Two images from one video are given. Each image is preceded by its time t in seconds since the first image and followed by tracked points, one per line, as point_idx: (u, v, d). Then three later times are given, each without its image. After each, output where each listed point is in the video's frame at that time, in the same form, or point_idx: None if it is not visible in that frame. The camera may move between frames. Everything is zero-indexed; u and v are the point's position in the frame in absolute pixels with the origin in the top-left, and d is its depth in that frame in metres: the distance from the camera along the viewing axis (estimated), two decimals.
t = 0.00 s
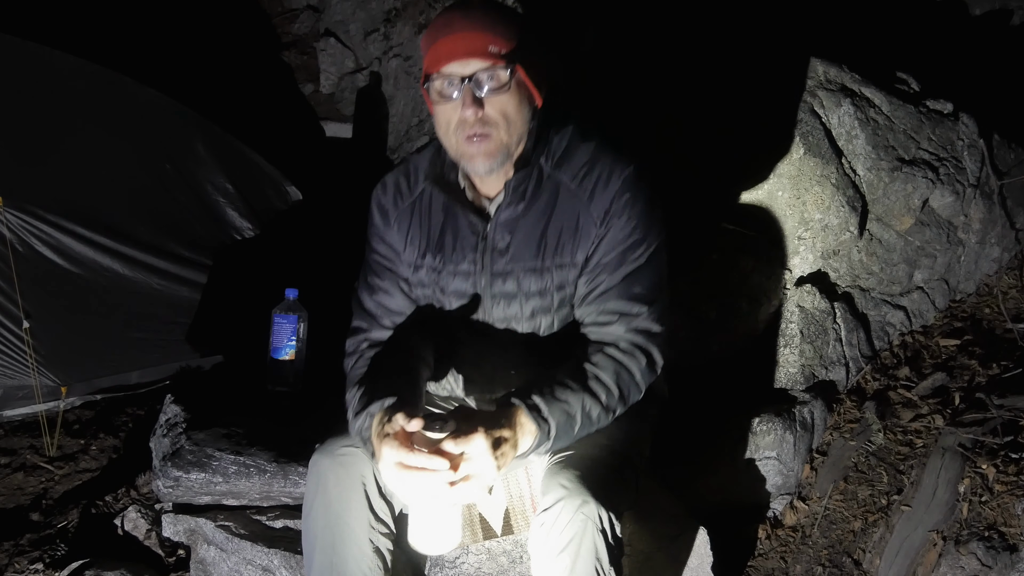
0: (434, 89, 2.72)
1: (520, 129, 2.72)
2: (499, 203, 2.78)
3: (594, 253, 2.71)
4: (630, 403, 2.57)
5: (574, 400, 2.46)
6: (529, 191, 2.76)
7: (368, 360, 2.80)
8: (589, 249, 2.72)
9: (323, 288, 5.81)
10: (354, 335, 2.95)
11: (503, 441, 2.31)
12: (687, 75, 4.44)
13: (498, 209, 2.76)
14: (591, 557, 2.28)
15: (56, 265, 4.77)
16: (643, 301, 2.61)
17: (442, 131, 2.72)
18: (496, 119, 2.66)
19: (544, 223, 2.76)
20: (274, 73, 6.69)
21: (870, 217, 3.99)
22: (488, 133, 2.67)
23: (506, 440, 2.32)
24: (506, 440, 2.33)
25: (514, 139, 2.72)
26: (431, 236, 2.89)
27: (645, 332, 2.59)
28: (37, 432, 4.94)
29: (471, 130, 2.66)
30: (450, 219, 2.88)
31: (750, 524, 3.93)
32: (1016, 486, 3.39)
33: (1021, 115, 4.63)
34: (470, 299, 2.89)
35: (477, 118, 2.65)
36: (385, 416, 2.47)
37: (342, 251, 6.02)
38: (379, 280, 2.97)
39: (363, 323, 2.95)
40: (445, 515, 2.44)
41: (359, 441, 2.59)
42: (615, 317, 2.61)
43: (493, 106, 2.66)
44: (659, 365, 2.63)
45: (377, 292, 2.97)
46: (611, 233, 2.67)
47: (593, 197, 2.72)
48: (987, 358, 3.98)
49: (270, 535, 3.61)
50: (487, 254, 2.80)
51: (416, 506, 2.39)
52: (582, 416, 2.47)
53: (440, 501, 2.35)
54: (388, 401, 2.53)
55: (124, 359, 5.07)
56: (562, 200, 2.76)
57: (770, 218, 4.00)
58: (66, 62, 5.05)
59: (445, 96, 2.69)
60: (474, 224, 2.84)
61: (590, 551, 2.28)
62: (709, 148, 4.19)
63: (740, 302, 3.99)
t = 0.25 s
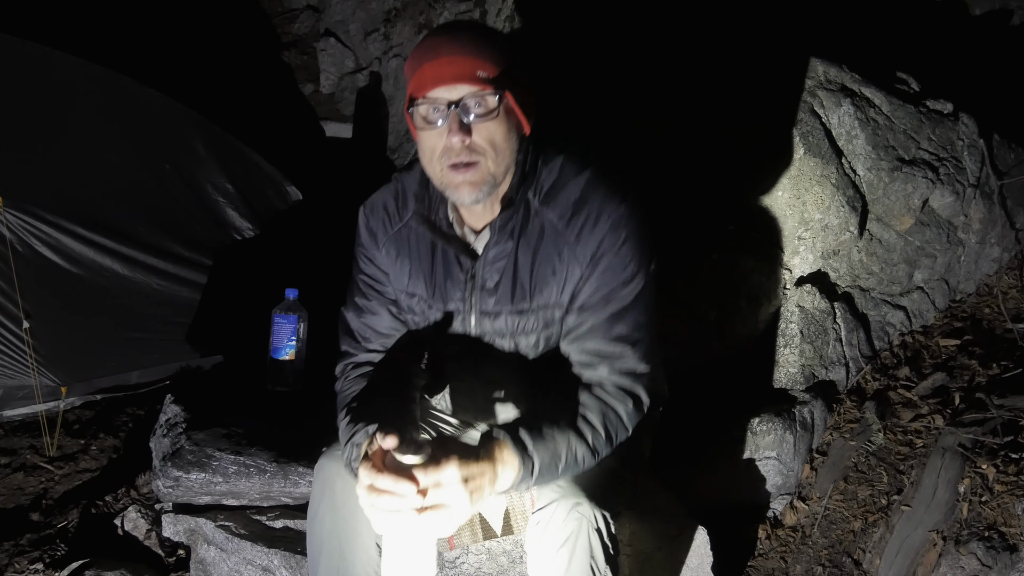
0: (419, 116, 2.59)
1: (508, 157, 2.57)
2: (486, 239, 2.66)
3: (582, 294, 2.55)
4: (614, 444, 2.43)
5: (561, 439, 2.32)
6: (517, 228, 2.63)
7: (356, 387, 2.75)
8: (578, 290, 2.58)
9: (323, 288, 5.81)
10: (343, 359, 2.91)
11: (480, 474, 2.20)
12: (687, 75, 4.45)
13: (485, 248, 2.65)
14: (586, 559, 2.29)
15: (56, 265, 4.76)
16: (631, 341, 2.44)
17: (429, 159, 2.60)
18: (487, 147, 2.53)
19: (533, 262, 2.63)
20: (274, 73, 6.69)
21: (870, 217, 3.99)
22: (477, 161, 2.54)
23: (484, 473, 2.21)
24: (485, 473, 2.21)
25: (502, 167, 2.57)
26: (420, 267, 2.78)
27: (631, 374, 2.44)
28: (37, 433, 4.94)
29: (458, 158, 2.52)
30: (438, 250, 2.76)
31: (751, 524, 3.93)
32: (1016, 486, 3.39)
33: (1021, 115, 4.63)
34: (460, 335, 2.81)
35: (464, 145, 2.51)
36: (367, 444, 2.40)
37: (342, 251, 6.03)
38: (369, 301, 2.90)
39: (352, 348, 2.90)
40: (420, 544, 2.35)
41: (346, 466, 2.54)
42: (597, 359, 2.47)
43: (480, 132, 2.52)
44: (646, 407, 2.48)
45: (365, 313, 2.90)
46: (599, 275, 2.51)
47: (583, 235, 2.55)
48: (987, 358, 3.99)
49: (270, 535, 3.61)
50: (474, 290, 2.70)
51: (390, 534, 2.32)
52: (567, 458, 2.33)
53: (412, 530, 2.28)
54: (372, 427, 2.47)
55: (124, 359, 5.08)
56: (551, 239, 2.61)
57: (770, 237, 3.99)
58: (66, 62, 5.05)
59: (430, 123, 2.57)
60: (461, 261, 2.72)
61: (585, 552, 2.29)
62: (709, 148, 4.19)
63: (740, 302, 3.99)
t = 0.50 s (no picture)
0: (412, 135, 2.60)
1: (504, 177, 2.59)
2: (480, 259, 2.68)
3: (575, 315, 2.61)
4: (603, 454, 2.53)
5: (551, 459, 2.37)
6: (511, 247, 2.65)
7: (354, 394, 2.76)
8: (571, 310, 2.62)
9: (323, 288, 5.81)
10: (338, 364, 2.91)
11: (463, 498, 2.23)
12: (688, 75, 4.43)
13: (479, 266, 2.67)
14: (572, 557, 2.34)
15: (56, 265, 4.76)
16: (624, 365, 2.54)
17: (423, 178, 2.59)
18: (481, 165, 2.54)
19: (526, 280, 2.65)
20: (274, 74, 6.69)
21: (870, 217, 3.98)
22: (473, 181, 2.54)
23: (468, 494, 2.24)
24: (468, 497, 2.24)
25: (498, 187, 2.58)
26: (417, 280, 2.79)
27: (624, 396, 2.53)
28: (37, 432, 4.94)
29: (453, 177, 2.52)
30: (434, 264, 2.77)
31: (750, 524, 3.93)
32: (1016, 486, 3.39)
33: (1021, 115, 4.63)
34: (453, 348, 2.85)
35: (459, 165, 2.52)
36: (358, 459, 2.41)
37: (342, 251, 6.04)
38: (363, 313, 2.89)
39: (348, 353, 2.89)
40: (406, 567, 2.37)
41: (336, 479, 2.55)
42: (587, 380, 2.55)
43: (476, 153, 2.53)
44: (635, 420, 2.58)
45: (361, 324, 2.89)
46: (593, 297, 2.56)
47: (577, 256, 2.58)
48: (987, 358, 3.98)
49: (270, 535, 3.61)
50: (468, 310, 2.72)
51: (375, 558, 2.35)
52: (559, 473, 2.39)
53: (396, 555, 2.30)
54: (363, 444, 2.48)
55: (125, 359, 5.08)
56: (544, 258, 2.63)
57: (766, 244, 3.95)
58: (66, 63, 5.05)
59: (423, 142, 2.57)
60: (456, 277, 2.73)
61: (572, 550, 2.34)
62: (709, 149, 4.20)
63: (740, 301, 4.01)
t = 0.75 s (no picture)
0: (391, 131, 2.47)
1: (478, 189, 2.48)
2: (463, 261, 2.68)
3: (559, 316, 2.62)
4: (594, 450, 2.56)
5: (534, 449, 2.39)
6: (493, 250, 2.64)
7: (341, 394, 2.75)
8: (555, 311, 2.63)
9: (323, 288, 5.82)
10: (329, 366, 2.92)
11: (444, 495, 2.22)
12: (688, 75, 4.43)
13: (461, 269, 2.67)
14: (573, 556, 2.35)
15: (56, 265, 4.77)
16: (607, 365, 2.54)
17: (397, 189, 2.47)
18: (461, 176, 2.40)
19: (509, 282, 2.66)
20: (274, 74, 6.69)
21: (870, 217, 3.98)
22: (452, 191, 2.45)
23: (450, 485, 2.24)
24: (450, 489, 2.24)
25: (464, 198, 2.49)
26: (402, 281, 2.79)
27: (606, 395, 2.55)
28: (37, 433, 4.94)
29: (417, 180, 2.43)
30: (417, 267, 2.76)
31: (750, 524, 3.93)
32: (1016, 486, 3.41)
33: (1021, 114, 4.63)
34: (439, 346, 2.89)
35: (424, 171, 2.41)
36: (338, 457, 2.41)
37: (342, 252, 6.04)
38: (352, 312, 2.90)
39: (337, 356, 2.89)
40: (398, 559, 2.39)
41: (320, 474, 2.56)
42: (572, 379, 2.56)
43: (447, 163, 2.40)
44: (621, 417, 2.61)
45: (350, 323, 2.90)
46: (576, 299, 2.57)
47: (559, 259, 2.57)
48: (988, 358, 3.99)
49: (270, 535, 3.61)
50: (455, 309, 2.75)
51: (363, 555, 2.35)
52: (544, 465, 2.39)
53: (384, 550, 2.33)
54: (346, 439, 2.48)
55: (125, 359, 5.10)
56: (526, 260, 2.62)
57: (765, 244, 3.92)
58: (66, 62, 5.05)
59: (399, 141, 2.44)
60: (440, 280, 2.74)
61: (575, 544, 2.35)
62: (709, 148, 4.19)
63: (740, 302, 4.01)
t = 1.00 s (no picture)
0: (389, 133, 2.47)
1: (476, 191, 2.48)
2: (464, 260, 2.68)
3: (558, 317, 2.63)
4: (594, 450, 2.56)
5: (534, 449, 2.39)
6: (493, 251, 2.64)
7: (338, 393, 2.74)
8: (555, 312, 2.64)
9: (323, 288, 5.82)
10: (329, 366, 2.92)
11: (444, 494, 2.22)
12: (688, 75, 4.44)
13: (461, 269, 2.67)
14: (573, 556, 2.35)
15: (56, 265, 4.77)
16: (606, 365, 2.54)
17: (396, 189, 2.48)
18: (460, 178, 2.41)
19: (508, 283, 2.66)
20: (274, 73, 6.68)
21: (870, 217, 3.98)
22: (451, 193, 2.46)
23: (450, 485, 2.24)
24: (450, 490, 2.24)
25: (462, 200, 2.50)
26: (402, 282, 2.79)
27: (605, 395, 2.55)
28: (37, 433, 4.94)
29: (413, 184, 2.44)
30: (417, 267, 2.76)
31: (750, 524, 3.93)
32: (1016, 486, 3.41)
33: (1021, 115, 4.63)
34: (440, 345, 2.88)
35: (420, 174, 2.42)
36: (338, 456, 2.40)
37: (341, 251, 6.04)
38: (353, 311, 2.90)
39: (337, 356, 2.89)
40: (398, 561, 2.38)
41: (320, 473, 2.55)
42: (571, 379, 2.56)
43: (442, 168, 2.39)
44: (621, 417, 2.61)
45: (351, 323, 2.90)
46: (576, 300, 2.58)
47: (559, 260, 2.57)
48: (987, 358, 3.99)
49: (270, 535, 3.61)
50: (455, 309, 2.75)
51: (362, 556, 2.34)
52: (543, 465, 2.39)
53: (383, 551, 2.33)
54: (346, 439, 2.48)
55: (124, 359, 5.10)
56: (526, 261, 2.62)
57: (764, 244, 3.92)
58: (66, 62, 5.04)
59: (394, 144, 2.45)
60: (440, 281, 2.74)
61: (574, 545, 2.35)
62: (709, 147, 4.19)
63: (740, 302, 4.01)
